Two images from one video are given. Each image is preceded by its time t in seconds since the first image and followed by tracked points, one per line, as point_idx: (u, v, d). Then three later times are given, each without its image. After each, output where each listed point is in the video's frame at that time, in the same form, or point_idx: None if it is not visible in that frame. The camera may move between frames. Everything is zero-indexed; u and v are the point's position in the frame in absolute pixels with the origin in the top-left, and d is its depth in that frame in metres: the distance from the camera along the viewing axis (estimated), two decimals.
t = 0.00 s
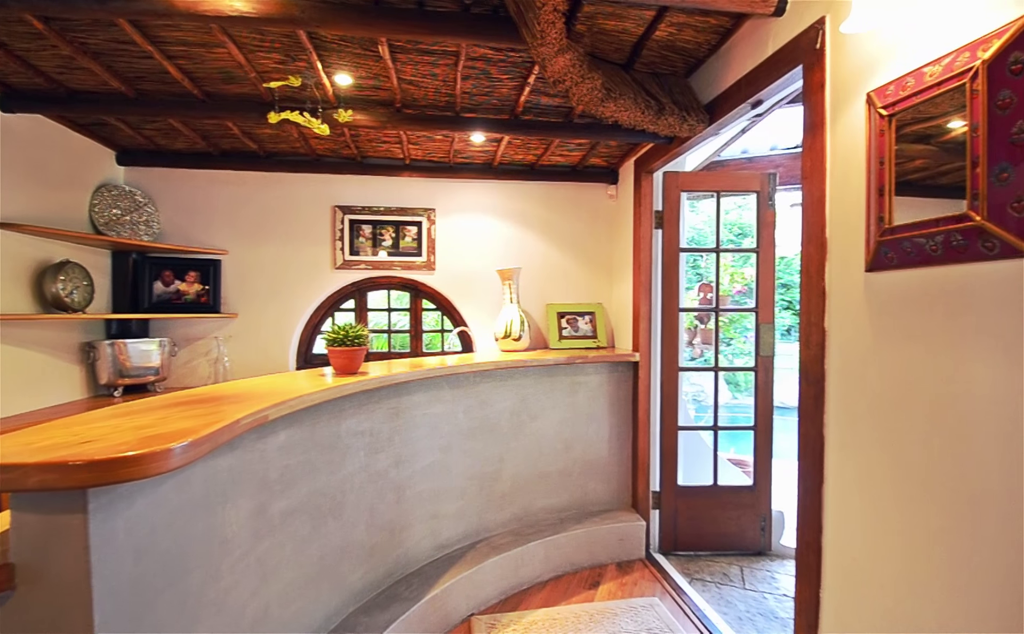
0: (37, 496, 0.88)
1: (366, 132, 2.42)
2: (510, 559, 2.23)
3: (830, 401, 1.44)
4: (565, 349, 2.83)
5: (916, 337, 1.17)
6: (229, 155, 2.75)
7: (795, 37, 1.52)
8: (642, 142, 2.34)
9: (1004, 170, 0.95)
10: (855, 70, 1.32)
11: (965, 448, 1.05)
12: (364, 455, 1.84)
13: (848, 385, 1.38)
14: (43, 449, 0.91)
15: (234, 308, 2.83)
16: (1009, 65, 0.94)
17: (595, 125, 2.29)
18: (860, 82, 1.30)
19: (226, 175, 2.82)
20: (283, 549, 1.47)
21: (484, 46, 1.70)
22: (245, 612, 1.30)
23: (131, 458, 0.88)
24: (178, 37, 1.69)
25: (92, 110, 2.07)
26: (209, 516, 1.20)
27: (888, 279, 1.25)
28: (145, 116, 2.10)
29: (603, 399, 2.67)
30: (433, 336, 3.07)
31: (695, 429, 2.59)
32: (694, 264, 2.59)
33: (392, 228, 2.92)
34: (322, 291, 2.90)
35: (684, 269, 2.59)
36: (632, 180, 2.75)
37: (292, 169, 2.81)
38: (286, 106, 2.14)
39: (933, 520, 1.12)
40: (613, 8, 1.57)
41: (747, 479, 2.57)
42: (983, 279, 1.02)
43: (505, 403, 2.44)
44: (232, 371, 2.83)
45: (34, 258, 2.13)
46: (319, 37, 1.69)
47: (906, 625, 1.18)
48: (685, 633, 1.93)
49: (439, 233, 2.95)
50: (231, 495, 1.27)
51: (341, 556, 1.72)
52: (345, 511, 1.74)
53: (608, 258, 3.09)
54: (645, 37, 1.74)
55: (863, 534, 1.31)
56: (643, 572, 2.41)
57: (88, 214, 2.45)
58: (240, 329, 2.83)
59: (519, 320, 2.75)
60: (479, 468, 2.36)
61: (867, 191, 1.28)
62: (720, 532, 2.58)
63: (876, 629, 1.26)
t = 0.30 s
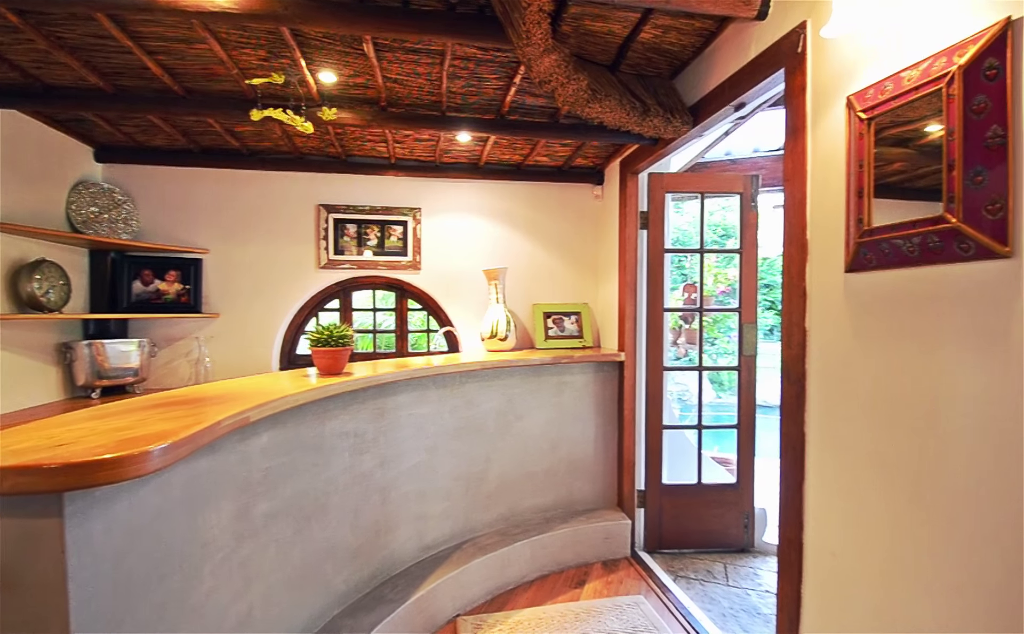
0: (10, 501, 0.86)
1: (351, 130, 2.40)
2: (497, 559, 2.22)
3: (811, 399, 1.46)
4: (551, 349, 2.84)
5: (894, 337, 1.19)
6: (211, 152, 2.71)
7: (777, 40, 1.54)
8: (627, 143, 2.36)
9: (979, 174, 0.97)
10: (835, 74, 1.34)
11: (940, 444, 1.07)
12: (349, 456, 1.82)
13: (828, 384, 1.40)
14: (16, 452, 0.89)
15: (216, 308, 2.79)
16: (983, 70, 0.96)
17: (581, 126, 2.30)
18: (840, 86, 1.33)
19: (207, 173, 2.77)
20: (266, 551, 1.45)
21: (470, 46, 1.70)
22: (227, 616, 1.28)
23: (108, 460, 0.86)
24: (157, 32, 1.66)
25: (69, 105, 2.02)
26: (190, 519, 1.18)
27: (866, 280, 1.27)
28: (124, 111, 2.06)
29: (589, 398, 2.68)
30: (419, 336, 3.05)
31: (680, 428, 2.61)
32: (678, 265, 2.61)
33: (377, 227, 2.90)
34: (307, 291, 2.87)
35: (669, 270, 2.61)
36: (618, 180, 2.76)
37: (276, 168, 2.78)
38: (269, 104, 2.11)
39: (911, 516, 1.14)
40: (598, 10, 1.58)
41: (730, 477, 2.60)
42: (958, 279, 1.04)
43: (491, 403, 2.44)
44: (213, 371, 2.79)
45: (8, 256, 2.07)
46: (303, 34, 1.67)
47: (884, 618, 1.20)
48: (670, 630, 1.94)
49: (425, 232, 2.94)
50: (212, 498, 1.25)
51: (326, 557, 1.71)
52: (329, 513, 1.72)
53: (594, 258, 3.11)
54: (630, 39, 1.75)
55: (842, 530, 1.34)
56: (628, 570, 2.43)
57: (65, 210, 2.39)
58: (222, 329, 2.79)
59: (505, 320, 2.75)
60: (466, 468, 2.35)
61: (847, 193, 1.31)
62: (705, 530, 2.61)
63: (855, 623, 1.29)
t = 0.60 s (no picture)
0: None
1: (334, 128, 2.38)
2: (481, 559, 2.22)
3: (790, 398, 1.49)
4: (535, 349, 2.85)
5: (870, 336, 1.22)
6: (190, 149, 2.66)
7: (756, 45, 1.56)
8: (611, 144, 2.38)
9: (952, 177, 1.00)
10: (813, 78, 1.36)
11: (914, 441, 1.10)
12: (331, 458, 1.80)
13: (807, 382, 1.43)
14: None
15: (195, 308, 2.73)
16: (956, 76, 0.99)
17: (565, 127, 2.31)
18: (818, 90, 1.35)
19: (186, 170, 2.72)
20: (247, 555, 1.43)
21: (454, 45, 1.69)
22: (205, 622, 1.26)
23: (82, 464, 0.84)
24: (134, 26, 1.62)
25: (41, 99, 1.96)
26: (168, 523, 1.15)
27: (843, 281, 1.30)
28: (100, 107, 2.01)
29: (573, 398, 2.69)
30: (403, 336, 3.03)
31: (663, 426, 2.64)
32: (661, 265, 2.64)
33: (360, 227, 2.87)
34: (288, 290, 2.84)
35: (652, 271, 2.63)
36: (602, 181, 2.78)
37: (257, 165, 2.74)
38: (249, 101, 2.08)
39: (888, 512, 1.17)
40: (582, 12, 1.59)
41: (712, 475, 2.63)
42: (931, 280, 1.07)
43: (476, 404, 2.44)
44: (192, 373, 2.74)
45: None
46: (284, 31, 1.65)
47: (860, 612, 1.23)
48: (653, 627, 1.96)
49: (409, 232, 2.92)
50: (191, 501, 1.23)
51: (308, 560, 1.69)
52: (311, 515, 1.70)
53: (578, 259, 3.12)
54: (613, 41, 1.76)
55: (821, 526, 1.36)
56: (612, 569, 2.44)
57: (37, 208, 2.32)
58: (202, 329, 2.74)
59: (490, 320, 2.75)
60: (451, 468, 2.34)
61: (825, 196, 1.33)
62: (687, 527, 2.64)
63: (833, 617, 1.31)
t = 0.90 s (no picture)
0: None
1: (318, 126, 2.35)
2: (467, 560, 2.22)
3: (772, 396, 1.51)
4: (521, 349, 2.85)
5: (850, 336, 1.24)
6: (170, 146, 2.61)
7: (739, 48, 1.58)
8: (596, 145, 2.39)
9: (928, 180, 1.03)
10: (795, 82, 1.38)
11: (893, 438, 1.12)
12: (315, 459, 1.78)
13: (788, 381, 1.45)
14: None
15: (175, 307, 2.69)
16: (932, 81, 1.02)
17: (550, 127, 2.31)
18: (799, 94, 1.37)
19: (166, 167, 2.67)
20: (228, 559, 1.41)
21: (439, 44, 1.68)
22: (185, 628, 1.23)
23: (58, 467, 0.82)
24: (112, 21, 1.59)
25: (15, 94, 1.91)
26: (146, 527, 1.13)
27: (823, 281, 1.32)
28: (77, 103, 1.97)
29: (559, 398, 2.70)
30: (388, 336, 3.01)
31: (648, 425, 2.66)
32: (646, 266, 2.66)
33: (345, 226, 2.85)
34: (271, 290, 2.80)
35: (637, 271, 2.65)
36: (587, 181, 2.79)
37: (239, 163, 2.70)
38: (230, 97, 2.05)
39: (866, 508, 1.19)
40: (567, 13, 1.59)
41: (696, 473, 2.66)
42: (908, 281, 1.09)
43: (462, 404, 2.43)
44: (172, 374, 2.69)
45: None
46: (266, 27, 1.63)
47: (842, 605, 1.25)
48: (637, 625, 1.98)
49: (394, 231, 2.90)
50: (170, 505, 1.21)
51: (291, 563, 1.67)
52: (294, 518, 1.68)
53: (563, 259, 3.13)
54: (598, 42, 1.77)
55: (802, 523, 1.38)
56: (598, 567, 2.46)
57: (12, 205, 2.27)
58: (182, 330, 2.70)
59: (476, 320, 2.74)
60: (436, 468, 2.33)
61: (805, 197, 1.35)
62: (671, 525, 2.67)
63: (814, 610, 1.34)
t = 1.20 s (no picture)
0: None
1: (299, 124, 2.32)
2: (450, 560, 2.21)
3: (751, 395, 1.53)
4: (504, 349, 2.85)
5: (826, 336, 1.27)
6: (146, 142, 2.55)
7: (718, 51, 1.60)
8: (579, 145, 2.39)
9: (902, 183, 1.05)
10: (773, 85, 1.41)
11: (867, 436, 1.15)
12: (295, 461, 1.76)
13: (767, 382, 1.47)
14: None
15: (150, 307, 2.63)
16: (905, 87, 1.04)
17: (533, 127, 2.31)
18: (777, 97, 1.40)
19: (142, 164, 2.61)
20: (206, 563, 1.38)
21: (422, 42, 1.67)
22: None
23: (27, 471, 0.80)
24: (85, 13, 1.55)
25: None
26: (121, 532, 1.11)
27: (800, 282, 1.34)
28: (48, 97, 1.91)
29: (542, 398, 2.70)
30: (370, 336, 2.99)
31: (630, 425, 2.68)
32: (628, 266, 2.68)
33: (326, 225, 2.82)
34: (250, 290, 2.76)
35: (619, 272, 2.67)
36: (571, 182, 2.80)
37: (217, 161, 2.65)
38: (208, 94, 2.02)
39: (843, 504, 1.21)
40: (550, 13, 1.60)
41: (677, 472, 2.70)
42: (882, 283, 1.12)
43: (445, 405, 2.42)
44: (147, 375, 2.63)
45: None
46: (245, 22, 1.60)
47: (819, 600, 1.28)
48: (620, 623, 1.99)
49: (376, 230, 2.88)
50: (145, 509, 1.18)
51: (270, 567, 1.64)
52: (274, 521, 1.66)
53: (546, 259, 3.14)
54: (581, 43, 1.77)
55: (780, 519, 1.41)
56: (581, 566, 2.47)
57: None
58: (159, 330, 2.64)
59: (459, 320, 2.73)
60: (419, 469, 2.32)
61: (783, 200, 1.38)
62: (654, 523, 2.69)
63: (792, 605, 1.36)
